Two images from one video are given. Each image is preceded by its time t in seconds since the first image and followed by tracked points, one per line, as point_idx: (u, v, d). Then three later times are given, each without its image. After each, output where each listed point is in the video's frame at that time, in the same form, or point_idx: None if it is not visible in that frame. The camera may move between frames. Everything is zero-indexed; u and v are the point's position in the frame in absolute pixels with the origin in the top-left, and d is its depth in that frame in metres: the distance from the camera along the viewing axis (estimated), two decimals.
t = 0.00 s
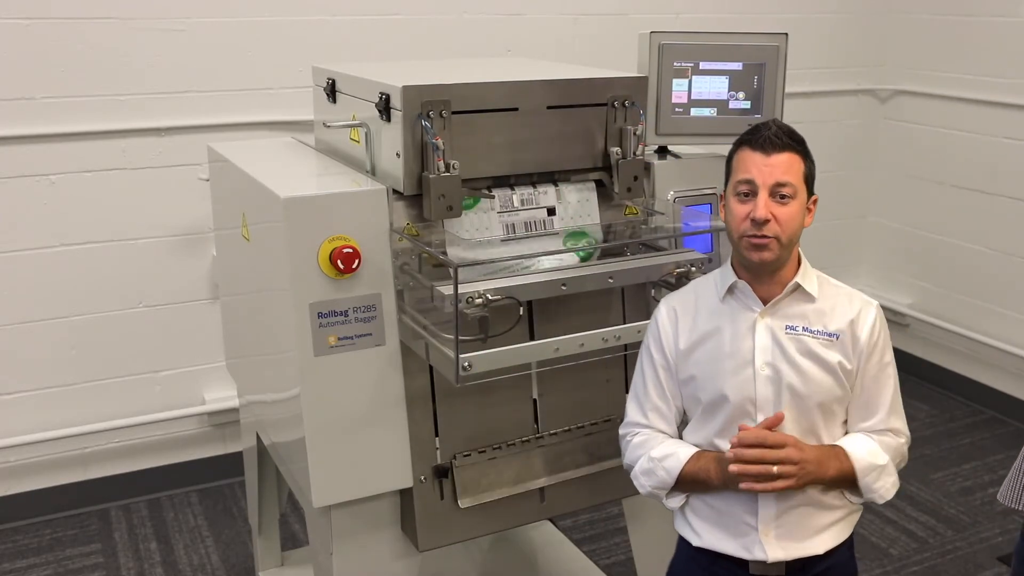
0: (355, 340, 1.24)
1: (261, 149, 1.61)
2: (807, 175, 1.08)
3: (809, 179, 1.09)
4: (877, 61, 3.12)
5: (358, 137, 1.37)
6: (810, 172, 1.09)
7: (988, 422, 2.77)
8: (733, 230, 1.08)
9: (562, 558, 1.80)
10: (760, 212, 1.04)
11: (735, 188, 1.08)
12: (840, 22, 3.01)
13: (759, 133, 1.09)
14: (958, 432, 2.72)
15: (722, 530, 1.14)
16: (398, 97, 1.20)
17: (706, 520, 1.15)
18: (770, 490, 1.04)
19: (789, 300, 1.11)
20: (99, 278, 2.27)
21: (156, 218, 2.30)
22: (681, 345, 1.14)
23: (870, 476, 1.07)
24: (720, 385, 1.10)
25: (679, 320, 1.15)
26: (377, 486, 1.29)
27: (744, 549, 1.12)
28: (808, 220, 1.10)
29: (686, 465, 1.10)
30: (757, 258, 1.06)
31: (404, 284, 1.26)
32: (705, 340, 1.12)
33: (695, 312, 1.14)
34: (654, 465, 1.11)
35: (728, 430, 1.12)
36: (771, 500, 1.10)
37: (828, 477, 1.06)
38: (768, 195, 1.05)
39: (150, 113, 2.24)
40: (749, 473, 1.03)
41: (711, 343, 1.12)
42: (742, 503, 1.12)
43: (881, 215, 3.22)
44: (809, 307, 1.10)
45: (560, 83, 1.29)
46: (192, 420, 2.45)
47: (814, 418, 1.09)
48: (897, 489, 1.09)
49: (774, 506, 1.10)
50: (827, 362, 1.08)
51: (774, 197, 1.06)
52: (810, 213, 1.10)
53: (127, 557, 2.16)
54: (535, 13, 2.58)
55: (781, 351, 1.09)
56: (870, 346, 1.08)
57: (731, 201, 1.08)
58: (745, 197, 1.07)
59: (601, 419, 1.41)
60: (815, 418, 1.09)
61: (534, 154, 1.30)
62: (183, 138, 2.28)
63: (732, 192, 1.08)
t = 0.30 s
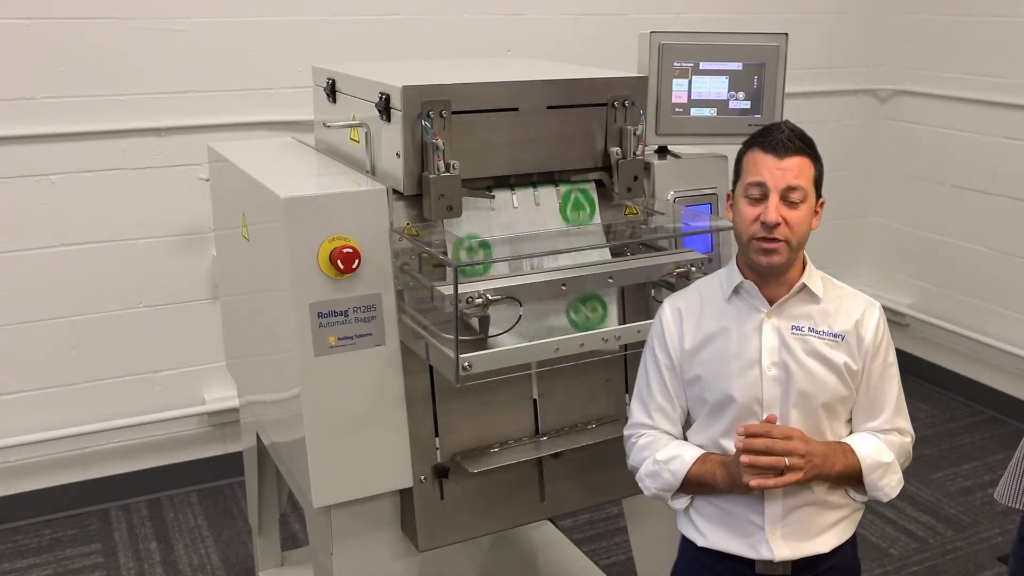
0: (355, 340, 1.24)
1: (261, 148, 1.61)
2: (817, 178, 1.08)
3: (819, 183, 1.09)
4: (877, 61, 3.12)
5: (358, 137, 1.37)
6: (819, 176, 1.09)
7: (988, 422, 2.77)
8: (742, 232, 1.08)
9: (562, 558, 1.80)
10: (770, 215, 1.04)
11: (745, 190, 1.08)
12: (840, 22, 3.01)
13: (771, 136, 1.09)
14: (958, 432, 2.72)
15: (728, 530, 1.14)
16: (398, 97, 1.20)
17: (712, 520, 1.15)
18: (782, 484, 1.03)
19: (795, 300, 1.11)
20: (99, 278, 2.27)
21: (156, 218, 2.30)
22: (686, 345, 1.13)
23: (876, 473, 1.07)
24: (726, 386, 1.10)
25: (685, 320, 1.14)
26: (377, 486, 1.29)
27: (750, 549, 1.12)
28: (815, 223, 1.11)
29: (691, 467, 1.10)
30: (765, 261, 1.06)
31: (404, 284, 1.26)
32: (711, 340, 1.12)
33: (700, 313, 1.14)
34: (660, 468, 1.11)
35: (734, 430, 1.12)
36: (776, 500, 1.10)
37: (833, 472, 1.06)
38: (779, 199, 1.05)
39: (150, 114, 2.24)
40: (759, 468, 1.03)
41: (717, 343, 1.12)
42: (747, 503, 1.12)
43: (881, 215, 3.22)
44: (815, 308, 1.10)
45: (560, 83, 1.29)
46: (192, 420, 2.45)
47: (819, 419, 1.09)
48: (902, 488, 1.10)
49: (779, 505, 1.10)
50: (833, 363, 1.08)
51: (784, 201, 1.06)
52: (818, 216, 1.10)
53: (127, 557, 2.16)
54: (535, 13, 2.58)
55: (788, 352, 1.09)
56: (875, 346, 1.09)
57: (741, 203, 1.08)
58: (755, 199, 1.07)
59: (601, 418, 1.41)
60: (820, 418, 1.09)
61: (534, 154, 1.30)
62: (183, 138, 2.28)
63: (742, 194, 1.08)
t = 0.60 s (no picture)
0: (355, 340, 1.24)
1: (261, 148, 1.61)
2: (818, 179, 1.08)
3: (820, 184, 1.09)
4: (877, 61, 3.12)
5: (358, 137, 1.37)
6: (820, 177, 1.09)
7: (988, 422, 2.77)
8: (744, 233, 1.08)
9: (562, 558, 1.80)
10: (772, 216, 1.04)
11: (746, 191, 1.08)
12: (840, 22, 3.01)
13: (771, 136, 1.09)
14: (958, 432, 2.72)
15: (730, 529, 1.14)
16: (398, 97, 1.20)
17: (714, 520, 1.15)
18: (787, 485, 1.03)
19: (796, 301, 1.11)
20: (99, 278, 2.27)
21: (156, 218, 2.30)
22: (688, 346, 1.13)
23: (880, 471, 1.07)
24: (728, 387, 1.10)
25: (687, 320, 1.14)
26: (377, 486, 1.29)
27: (752, 548, 1.12)
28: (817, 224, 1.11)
29: (694, 466, 1.10)
30: (767, 262, 1.06)
31: (405, 284, 1.26)
32: (713, 341, 1.12)
33: (702, 314, 1.14)
34: (663, 468, 1.11)
35: (736, 431, 1.12)
36: (778, 499, 1.10)
37: (838, 471, 1.06)
38: (780, 200, 1.05)
39: (150, 114, 2.24)
40: (764, 470, 1.03)
41: (719, 344, 1.12)
42: (749, 502, 1.12)
43: (881, 215, 3.22)
44: (816, 309, 1.10)
45: (560, 83, 1.29)
46: (192, 420, 2.45)
47: (821, 419, 1.10)
48: (904, 485, 1.10)
49: (781, 504, 1.10)
50: (835, 364, 1.08)
51: (785, 202, 1.06)
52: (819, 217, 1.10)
53: (127, 557, 2.16)
54: (535, 13, 2.58)
55: (790, 353, 1.09)
56: (876, 346, 1.09)
57: (742, 204, 1.08)
58: (756, 200, 1.07)
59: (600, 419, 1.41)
60: (822, 418, 1.10)
61: (534, 153, 1.30)
62: (183, 138, 2.28)
63: (743, 194, 1.08)
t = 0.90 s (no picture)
0: (355, 339, 1.24)
1: (261, 149, 1.61)
2: (817, 179, 1.08)
3: (819, 183, 1.09)
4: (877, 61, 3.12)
5: (358, 137, 1.38)
6: (819, 177, 1.09)
7: (988, 422, 2.77)
8: (743, 233, 1.08)
9: (562, 558, 1.80)
10: (771, 216, 1.04)
11: (745, 191, 1.08)
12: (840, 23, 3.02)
13: (770, 136, 1.09)
14: (958, 432, 2.72)
15: (729, 528, 1.14)
16: (398, 97, 1.20)
17: (713, 518, 1.15)
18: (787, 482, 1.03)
19: (795, 300, 1.11)
20: (99, 278, 2.27)
21: (156, 218, 2.30)
22: (687, 345, 1.13)
23: (876, 472, 1.07)
24: (727, 386, 1.10)
25: (686, 319, 1.14)
26: (377, 486, 1.29)
27: (752, 547, 1.12)
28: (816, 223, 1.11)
29: (693, 465, 1.10)
30: (766, 262, 1.06)
31: (405, 283, 1.26)
32: (713, 340, 1.12)
33: (701, 313, 1.14)
34: (663, 467, 1.11)
35: (736, 430, 1.12)
36: (777, 498, 1.10)
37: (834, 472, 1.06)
38: (779, 200, 1.05)
39: (150, 114, 2.24)
40: (763, 468, 1.03)
41: (719, 343, 1.12)
42: (748, 501, 1.12)
43: (881, 215, 3.23)
44: (815, 308, 1.10)
45: (560, 83, 1.29)
46: (191, 420, 2.45)
47: (821, 418, 1.10)
48: (902, 485, 1.10)
49: (780, 503, 1.10)
50: (834, 363, 1.08)
51: (784, 202, 1.06)
52: (819, 216, 1.10)
53: (127, 557, 2.16)
54: (535, 13, 2.58)
55: (789, 352, 1.09)
56: (875, 345, 1.09)
57: (742, 204, 1.08)
58: (756, 200, 1.07)
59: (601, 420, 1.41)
60: (822, 418, 1.10)
61: (534, 154, 1.30)
62: (183, 138, 2.28)
63: (743, 194, 1.08)
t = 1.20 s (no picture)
0: (355, 340, 1.24)
1: (261, 148, 1.61)
2: (814, 179, 1.08)
3: (817, 183, 1.09)
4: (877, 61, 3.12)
5: (358, 137, 1.38)
6: (817, 176, 1.09)
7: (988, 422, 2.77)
8: (741, 233, 1.08)
9: (562, 558, 1.80)
10: (768, 217, 1.04)
11: (743, 191, 1.07)
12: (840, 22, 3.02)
13: (768, 136, 1.09)
14: (957, 433, 2.72)
15: (728, 528, 1.14)
16: (398, 97, 1.21)
17: (712, 518, 1.15)
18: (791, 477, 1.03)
19: (793, 299, 1.11)
20: (99, 278, 2.27)
21: (156, 218, 2.30)
22: (685, 345, 1.13)
23: (876, 466, 1.07)
24: (726, 385, 1.10)
25: (684, 318, 1.14)
26: (377, 486, 1.29)
27: (752, 546, 1.12)
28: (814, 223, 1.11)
29: (690, 465, 1.10)
30: (764, 261, 1.06)
31: (405, 284, 1.25)
32: (711, 339, 1.12)
33: (699, 313, 1.14)
34: (660, 467, 1.11)
35: (734, 429, 1.12)
36: (777, 496, 1.10)
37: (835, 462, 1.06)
38: (777, 200, 1.05)
39: (150, 114, 2.24)
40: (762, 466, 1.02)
41: (717, 342, 1.11)
42: (748, 500, 1.12)
43: (881, 215, 3.22)
44: (813, 306, 1.10)
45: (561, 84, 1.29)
46: (192, 420, 2.45)
47: (819, 416, 1.10)
48: (903, 480, 1.10)
49: (780, 502, 1.10)
50: (833, 362, 1.08)
51: (782, 202, 1.06)
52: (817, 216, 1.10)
53: (127, 557, 2.16)
54: (535, 13, 2.58)
55: (787, 350, 1.09)
56: (873, 343, 1.09)
57: (739, 203, 1.08)
58: (754, 200, 1.07)
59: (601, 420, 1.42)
60: (820, 416, 1.10)
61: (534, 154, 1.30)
62: (183, 138, 2.28)
63: (740, 194, 1.08)
